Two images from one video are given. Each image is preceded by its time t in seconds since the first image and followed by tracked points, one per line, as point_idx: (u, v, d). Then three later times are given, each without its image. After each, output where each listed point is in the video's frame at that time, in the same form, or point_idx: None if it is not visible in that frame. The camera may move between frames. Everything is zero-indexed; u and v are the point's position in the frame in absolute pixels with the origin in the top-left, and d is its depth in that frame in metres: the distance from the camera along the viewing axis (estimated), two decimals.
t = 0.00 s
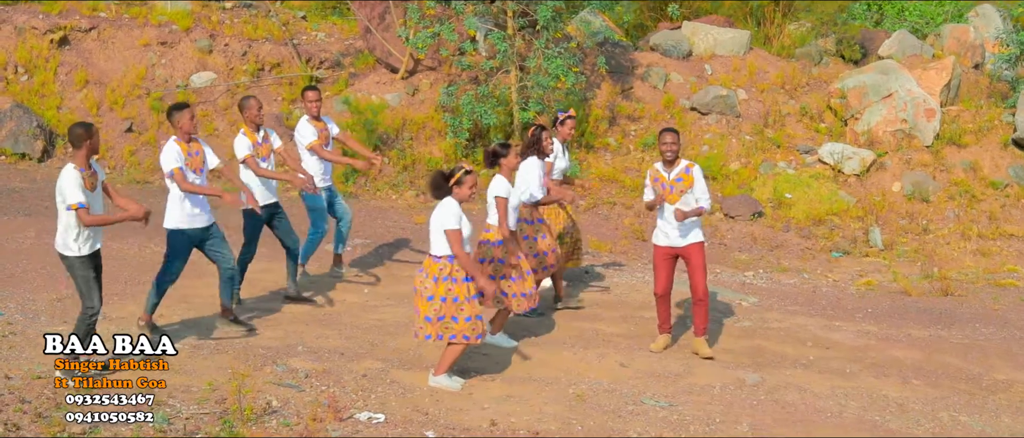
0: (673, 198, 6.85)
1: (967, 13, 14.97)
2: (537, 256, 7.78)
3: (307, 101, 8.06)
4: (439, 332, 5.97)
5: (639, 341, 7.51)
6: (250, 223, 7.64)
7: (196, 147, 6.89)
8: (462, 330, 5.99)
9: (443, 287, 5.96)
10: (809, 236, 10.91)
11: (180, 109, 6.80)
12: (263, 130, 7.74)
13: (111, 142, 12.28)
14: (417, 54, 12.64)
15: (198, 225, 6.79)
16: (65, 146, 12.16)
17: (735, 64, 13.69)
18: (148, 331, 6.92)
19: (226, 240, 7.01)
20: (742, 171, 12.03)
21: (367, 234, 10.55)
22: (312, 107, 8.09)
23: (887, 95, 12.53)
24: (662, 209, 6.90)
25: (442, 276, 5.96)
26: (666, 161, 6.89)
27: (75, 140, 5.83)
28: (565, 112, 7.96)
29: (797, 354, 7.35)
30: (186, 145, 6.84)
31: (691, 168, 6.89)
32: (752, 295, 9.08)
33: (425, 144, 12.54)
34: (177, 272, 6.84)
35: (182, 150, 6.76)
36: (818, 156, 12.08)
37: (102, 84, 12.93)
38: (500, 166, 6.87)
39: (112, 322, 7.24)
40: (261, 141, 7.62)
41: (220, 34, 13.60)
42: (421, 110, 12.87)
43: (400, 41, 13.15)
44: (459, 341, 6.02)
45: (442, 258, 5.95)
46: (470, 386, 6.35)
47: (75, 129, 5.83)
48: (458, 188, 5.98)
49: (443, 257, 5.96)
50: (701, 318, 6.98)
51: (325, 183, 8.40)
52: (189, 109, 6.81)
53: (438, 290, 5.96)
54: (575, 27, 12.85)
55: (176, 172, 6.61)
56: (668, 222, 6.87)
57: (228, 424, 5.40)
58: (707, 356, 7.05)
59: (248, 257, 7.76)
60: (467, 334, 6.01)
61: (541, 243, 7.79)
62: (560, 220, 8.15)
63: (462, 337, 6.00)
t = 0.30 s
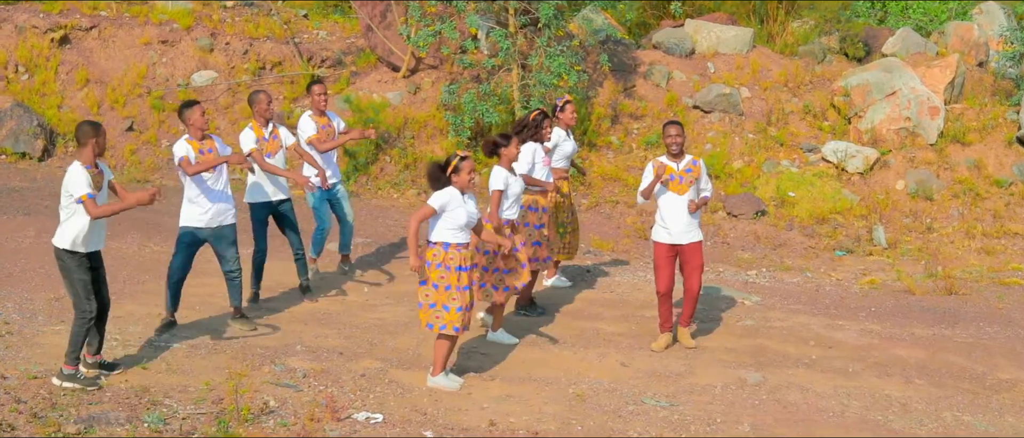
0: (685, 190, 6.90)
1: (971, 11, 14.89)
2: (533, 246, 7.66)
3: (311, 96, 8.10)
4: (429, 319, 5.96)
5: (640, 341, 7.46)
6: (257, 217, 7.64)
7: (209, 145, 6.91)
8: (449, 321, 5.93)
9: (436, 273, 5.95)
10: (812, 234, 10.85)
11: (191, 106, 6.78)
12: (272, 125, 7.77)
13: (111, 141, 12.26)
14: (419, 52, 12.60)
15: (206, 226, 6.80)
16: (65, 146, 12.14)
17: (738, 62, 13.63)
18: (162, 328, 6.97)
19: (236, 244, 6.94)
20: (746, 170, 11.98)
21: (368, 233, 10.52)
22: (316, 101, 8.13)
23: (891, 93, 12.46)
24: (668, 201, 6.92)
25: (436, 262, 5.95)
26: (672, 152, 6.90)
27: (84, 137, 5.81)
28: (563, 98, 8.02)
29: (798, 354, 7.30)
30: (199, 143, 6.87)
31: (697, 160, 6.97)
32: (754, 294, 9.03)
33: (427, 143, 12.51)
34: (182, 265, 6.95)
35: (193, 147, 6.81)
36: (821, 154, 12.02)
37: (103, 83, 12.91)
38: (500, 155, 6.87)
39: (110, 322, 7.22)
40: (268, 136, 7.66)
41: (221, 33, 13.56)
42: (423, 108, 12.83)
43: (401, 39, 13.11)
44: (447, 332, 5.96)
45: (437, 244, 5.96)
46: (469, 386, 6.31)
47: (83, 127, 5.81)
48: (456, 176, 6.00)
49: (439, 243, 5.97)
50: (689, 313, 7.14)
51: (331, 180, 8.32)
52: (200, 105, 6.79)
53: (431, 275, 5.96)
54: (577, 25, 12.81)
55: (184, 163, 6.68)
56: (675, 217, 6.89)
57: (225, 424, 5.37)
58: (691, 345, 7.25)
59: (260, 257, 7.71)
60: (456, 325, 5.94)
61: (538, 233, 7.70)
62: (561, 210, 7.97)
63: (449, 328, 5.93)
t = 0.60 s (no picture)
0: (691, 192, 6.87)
1: (988, 12, 14.74)
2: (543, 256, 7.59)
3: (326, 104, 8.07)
4: (446, 336, 5.93)
5: (650, 345, 7.40)
6: (270, 221, 7.57)
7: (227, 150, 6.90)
8: (467, 334, 5.93)
9: (446, 289, 5.90)
10: (825, 237, 10.77)
11: (211, 110, 6.77)
12: (287, 130, 7.71)
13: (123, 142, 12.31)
14: (431, 53, 12.57)
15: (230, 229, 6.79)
16: (77, 146, 12.18)
17: (752, 64, 13.55)
18: (178, 327, 6.98)
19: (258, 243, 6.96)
20: (759, 172, 11.92)
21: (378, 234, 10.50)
22: (330, 110, 8.07)
23: (905, 94, 12.38)
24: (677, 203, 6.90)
25: (444, 278, 5.90)
26: (686, 154, 6.87)
27: (103, 140, 5.77)
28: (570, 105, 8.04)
29: (811, 359, 7.23)
30: (218, 148, 6.85)
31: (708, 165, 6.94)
32: (766, 298, 8.96)
33: (439, 144, 12.49)
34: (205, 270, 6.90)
35: (212, 153, 6.77)
36: (835, 157, 11.93)
37: (115, 84, 12.95)
38: (505, 163, 6.92)
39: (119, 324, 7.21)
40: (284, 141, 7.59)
41: (233, 34, 13.57)
42: (435, 109, 12.80)
43: (413, 40, 13.08)
44: (466, 345, 5.96)
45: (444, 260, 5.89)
46: (476, 391, 6.27)
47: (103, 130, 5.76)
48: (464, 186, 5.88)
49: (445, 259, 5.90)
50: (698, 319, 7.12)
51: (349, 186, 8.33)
52: (220, 110, 6.78)
53: (441, 292, 5.91)
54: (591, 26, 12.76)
55: (209, 175, 6.63)
56: (684, 217, 6.89)
57: (229, 429, 5.35)
58: (701, 350, 7.20)
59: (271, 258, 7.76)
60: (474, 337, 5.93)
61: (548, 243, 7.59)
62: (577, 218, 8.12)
63: (468, 341, 5.93)
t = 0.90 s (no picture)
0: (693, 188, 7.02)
1: (1012, 10, 14.56)
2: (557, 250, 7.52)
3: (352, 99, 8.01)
4: (457, 325, 5.92)
5: (665, 346, 7.35)
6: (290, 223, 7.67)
7: (256, 144, 6.91)
8: (479, 324, 5.93)
9: (461, 279, 5.92)
10: (845, 238, 10.66)
11: (243, 105, 6.77)
12: (307, 127, 7.70)
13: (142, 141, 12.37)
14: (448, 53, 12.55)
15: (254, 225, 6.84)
16: (95, 145, 12.26)
17: (772, 63, 13.45)
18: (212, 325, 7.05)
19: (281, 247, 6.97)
20: (778, 172, 11.84)
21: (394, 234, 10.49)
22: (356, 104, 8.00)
23: (926, 94, 12.26)
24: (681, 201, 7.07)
25: (460, 267, 5.91)
26: (686, 152, 7.08)
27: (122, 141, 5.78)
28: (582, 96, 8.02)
29: (827, 360, 7.15)
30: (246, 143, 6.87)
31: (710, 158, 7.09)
32: (784, 298, 8.88)
33: (457, 143, 12.47)
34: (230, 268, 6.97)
35: (239, 147, 6.82)
36: (856, 156, 11.81)
37: (134, 83, 13.01)
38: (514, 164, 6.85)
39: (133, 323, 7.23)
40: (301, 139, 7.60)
41: (252, 33, 13.60)
42: (453, 109, 12.79)
43: (432, 39, 13.07)
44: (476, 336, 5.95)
45: (459, 249, 5.90)
46: (489, 391, 6.25)
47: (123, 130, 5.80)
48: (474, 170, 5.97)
49: (460, 248, 5.91)
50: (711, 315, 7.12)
51: (371, 181, 8.31)
52: (252, 105, 6.78)
53: (456, 281, 5.92)
54: (610, 25, 12.70)
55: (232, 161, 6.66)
56: (690, 212, 7.01)
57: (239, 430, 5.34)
58: (717, 351, 7.15)
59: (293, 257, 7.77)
60: (486, 328, 5.95)
61: (560, 238, 7.53)
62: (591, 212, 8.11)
63: (480, 331, 5.93)
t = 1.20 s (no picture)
0: (697, 189, 7.03)
1: None
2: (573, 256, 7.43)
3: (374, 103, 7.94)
4: (475, 336, 5.88)
5: (676, 349, 7.31)
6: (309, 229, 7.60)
7: (280, 151, 6.91)
8: (496, 334, 5.88)
9: (474, 289, 5.90)
10: (861, 241, 10.59)
11: (265, 109, 6.78)
12: (323, 131, 7.60)
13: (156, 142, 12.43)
14: (463, 54, 12.54)
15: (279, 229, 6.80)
16: (110, 147, 12.33)
17: (788, 65, 13.37)
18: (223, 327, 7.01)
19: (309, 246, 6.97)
20: (794, 174, 11.76)
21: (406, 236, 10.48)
22: (376, 108, 7.96)
23: (942, 96, 12.17)
24: (689, 201, 7.07)
25: (472, 278, 5.90)
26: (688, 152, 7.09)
27: (140, 143, 5.78)
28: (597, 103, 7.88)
29: (840, 365, 7.08)
30: (271, 148, 6.86)
31: (711, 155, 7.12)
32: (797, 302, 8.82)
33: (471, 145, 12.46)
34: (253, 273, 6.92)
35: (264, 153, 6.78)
36: (872, 159, 11.72)
37: (149, 85, 13.07)
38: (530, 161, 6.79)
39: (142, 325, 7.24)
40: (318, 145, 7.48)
41: (267, 34, 13.63)
42: (468, 110, 12.77)
43: (446, 41, 13.06)
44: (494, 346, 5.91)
45: (471, 259, 5.90)
46: (498, 394, 6.22)
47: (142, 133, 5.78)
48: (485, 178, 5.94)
49: (473, 258, 5.91)
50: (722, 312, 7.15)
51: (393, 186, 8.29)
52: (274, 110, 6.82)
53: (470, 292, 5.90)
54: (625, 27, 12.65)
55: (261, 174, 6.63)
56: (698, 211, 7.02)
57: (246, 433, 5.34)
58: (729, 348, 7.21)
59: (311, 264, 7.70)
60: (504, 337, 5.90)
61: (570, 244, 7.44)
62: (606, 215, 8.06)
63: (497, 341, 5.88)
